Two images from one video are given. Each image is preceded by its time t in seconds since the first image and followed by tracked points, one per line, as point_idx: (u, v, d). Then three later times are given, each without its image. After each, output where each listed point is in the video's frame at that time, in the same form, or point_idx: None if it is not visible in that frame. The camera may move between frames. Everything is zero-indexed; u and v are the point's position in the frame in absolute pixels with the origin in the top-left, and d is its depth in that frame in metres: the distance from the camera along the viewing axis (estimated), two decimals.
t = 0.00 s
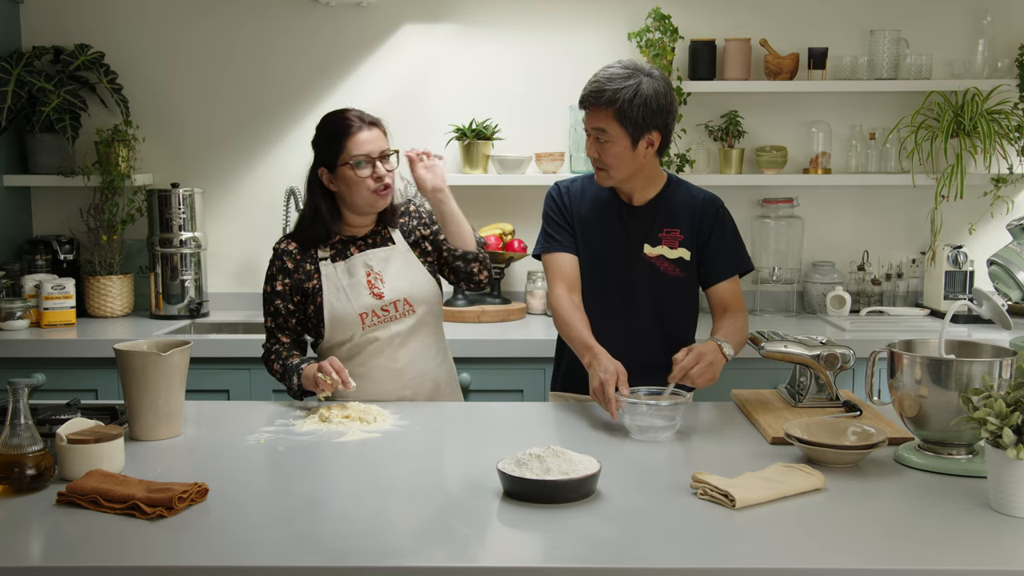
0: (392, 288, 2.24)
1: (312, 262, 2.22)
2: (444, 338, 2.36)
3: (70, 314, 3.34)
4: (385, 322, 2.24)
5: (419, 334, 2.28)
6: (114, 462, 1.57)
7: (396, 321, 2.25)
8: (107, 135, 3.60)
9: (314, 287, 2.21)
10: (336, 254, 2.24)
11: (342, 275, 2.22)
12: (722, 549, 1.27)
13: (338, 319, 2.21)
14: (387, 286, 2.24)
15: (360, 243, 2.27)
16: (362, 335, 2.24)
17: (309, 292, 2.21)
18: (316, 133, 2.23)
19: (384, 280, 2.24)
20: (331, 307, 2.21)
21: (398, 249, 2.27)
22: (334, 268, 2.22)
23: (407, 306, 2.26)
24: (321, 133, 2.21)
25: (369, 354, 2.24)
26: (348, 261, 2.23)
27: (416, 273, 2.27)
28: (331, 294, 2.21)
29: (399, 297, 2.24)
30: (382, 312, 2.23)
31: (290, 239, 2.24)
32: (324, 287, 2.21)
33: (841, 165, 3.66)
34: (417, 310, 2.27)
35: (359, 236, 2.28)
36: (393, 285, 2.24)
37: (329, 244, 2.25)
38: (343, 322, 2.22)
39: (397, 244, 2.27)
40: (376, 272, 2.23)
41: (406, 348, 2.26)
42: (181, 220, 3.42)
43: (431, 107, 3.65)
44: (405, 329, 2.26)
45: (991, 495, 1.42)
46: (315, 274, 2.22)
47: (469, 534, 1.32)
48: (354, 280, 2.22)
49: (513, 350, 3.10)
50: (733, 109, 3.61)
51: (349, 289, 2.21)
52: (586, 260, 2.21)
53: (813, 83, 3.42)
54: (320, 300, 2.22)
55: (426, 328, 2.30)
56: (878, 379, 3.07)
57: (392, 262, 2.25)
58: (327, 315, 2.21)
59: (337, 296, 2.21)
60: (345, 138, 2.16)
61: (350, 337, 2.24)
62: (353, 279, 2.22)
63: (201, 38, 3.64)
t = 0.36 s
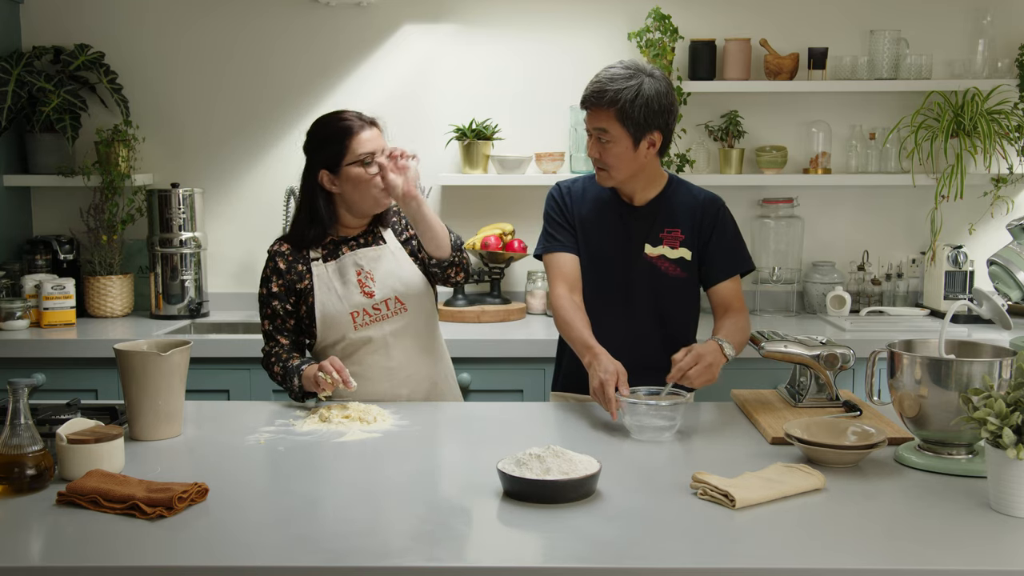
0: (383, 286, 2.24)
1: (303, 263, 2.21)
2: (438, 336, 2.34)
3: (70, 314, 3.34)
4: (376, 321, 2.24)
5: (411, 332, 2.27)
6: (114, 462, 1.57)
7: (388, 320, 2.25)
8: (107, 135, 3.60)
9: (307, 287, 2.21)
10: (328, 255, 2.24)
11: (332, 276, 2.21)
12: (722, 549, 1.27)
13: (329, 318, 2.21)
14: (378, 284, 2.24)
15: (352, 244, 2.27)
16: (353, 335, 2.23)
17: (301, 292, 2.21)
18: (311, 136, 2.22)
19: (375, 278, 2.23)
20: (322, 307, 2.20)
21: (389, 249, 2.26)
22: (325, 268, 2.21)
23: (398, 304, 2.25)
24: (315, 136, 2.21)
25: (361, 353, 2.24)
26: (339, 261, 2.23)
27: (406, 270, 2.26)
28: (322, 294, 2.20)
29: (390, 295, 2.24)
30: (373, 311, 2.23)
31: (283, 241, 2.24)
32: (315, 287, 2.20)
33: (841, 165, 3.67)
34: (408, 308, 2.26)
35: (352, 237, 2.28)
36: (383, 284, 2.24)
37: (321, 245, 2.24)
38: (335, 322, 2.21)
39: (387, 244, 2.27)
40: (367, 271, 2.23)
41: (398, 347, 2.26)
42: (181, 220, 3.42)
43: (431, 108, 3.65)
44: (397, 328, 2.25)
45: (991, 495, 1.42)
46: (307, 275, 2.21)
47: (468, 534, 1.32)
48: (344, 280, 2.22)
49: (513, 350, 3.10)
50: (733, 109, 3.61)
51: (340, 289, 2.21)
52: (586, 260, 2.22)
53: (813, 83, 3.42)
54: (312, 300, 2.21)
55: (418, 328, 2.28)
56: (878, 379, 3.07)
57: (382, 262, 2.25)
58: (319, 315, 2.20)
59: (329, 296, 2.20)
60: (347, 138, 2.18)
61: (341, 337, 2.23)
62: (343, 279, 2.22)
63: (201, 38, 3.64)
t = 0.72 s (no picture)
0: (385, 287, 2.24)
1: (301, 263, 2.21)
2: (433, 338, 2.37)
3: (70, 314, 3.34)
4: (377, 321, 2.23)
5: (410, 333, 2.29)
6: (114, 462, 1.57)
7: (388, 321, 2.25)
8: (107, 135, 3.60)
9: (304, 288, 2.20)
10: (326, 255, 2.25)
11: (333, 276, 2.21)
12: (722, 549, 1.27)
13: (329, 319, 2.20)
14: (379, 285, 2.24)
15: (350, 244, 2.29)
16: (353, 336, 2.22)
17: (298, 293, 2.20)
18: (304, 138, 2.23)
19: (376, 279, 2.24)
20: (323, 307, 2.19)
21: (388, 250, 2.28)
22: (324, 269, 2.21)
23: (399, 305, 2.25)
24: (309, 137, 2.21)
25: (361, 355, 2.24)
26: (340, 261, 2.23)
27: (406, 273, 2.28)
28: (323, 294, 2.19)
29: (391, 296, 2.24)
30: (374, 312, 2.22)
31: (279, 241, 2.22)
32: (315, 287, 2.19)
33: (841, 165, 3.67)
34: (409, 310, 2.27)
35: (349, 238, 2.30)
36: (385, 284, 2.24)
37: (319, 245, 2.25)
38: (336, 322, 2.20)
39: (387, 246, 2.29)
40: (368, 272, 2.23)
41: (397, 348, 2.26)
42: (181, 220, 3.42)
43: (431, 107, 3.65)
44: (397, 329, 2.26)
45: (991, 495, 1.42)
46: (305, 275, 2.20)
47: (468, 534, 1.32)
48: (345, 280, 2.21)
49: (513, 350, 3.10)
50: (733, 109, 3.61)
51: (341, 290, 2.20)
52: (586, 259, 2.22)
53: (813, 83, 3.42)
54: (311, 301, 2.20)
55: (415, 327, 2.31)
56: (878, 379, 3.07)
57: (383, 262, 2.26)
58: (319, 316, 2.19)
59: (329, 296, 2.19)
60: (343, 136, 2.19)
61: (341, 337, 2.22)
62: (343, 278, 2.21)
63: (201, 38, 3.64)
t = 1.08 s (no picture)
0: (388, 285, 2.24)
1: (304, 261, 2.20)
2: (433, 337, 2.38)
3: (70, 314, 3.34)
4: (380, 319, 2.24)
5: (412, 332, 2.29)
6: (114, 462, 1.57)
7: (391, 318, 2.25)
8: (107, 135, 3.60)
9: (307, 285, 2.20)
10: (330, 253, 2.24)
11: (337, 273, 2.21)
12: (722, 549, 1.27)
13: (333, 317, 2.20)
14: (382, 283, 2.24)
15: (353, 242, 2.28)
16: (357, 333, 2.22)
17: (302, 291, 2.19)
18: (311, 137, 2.22)
19: (379, 277, 2.24)
20: (327, 304, 2.19)
21: (390, 249, 2.29)
22: (329, 267, 2.21)
23: (402, 303, 2.26)
24: (318, 136, 2.20)
25: (364, 352, 2.24)
26: (344, 259, 2.23)
27: (409, 272, 2.28)
28: (327, 291, 2.20)
29: (394, 293, 2.25)
30: (378, 309, 2.23)
31: (281, 239, 2.22)
32: (319, 284, 2.20)
33: (841, 165, 3.67)
34: (411, 307, 2.28)
35: (350, 237, 2.29)
36: (388, 282, 2.24)
37: (321, 244, 2.24)
38: (339, 319, 2.20)
39: (389, 245, 2.30)
40: (371, 270, 2.24)
41: (400, 346, 2.27)
42: (181, 220, 3.42)
43: (431, 107, 3.65)
44: (400, 327, 2.26)
45: (991, 495, 1.42)
46: (308, 272, 2.20)
47: (468, 534, 1.32)
48: (350, 277, 2.22)
49: (513, 350, 3.10)
50: (733, 109, 3.61)
51: (345, 287, 2.21)
52: (586, 259, 2.21)
53: (813, 83, 3.42)
54: (315, 298, 2.20)
55: (418, 325, 2.31)
56: (878, 379, 3.07)
57: (385, 261, 2.26)
58: (323, 313, 2.20)
59: (333, 294, 2.20)
60: (354, 139, 2.18)
61: (345, 335, 2.22)
62: (348, 275, 2.22)
63: (201, 38, 3.64)
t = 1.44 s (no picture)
0: (390, 287, 2.24)
1: (306, 262, 2.19)
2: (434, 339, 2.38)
3: (70, 314, 3.34)
4: (382, 320, 2.24)
5: (413, 333, 2.30)
6: (114, 462, 1.57)
7: (393, 320, 2.26)
8: (107, 135, 3.60)
9: (310, 286, 2.18)
10: (331, 254, 2.24)
11: (338, 274, 2.21)
12: (722, 549, 1.27)
13: (335, 317, 2.20)
14: (385, 284, 2.24)
15: (355, 243, 2.29)
16: (358, 334, 2.22)
17: (303, 291, 2.18)
18: (312, 136, 2.22)
19: (382, 278, 2.24)
20: (329, 305, 2.19)
21: (392, 250, 2.29)
22: (330, 268, 2.20)
23: (404, 305, 2.26)
24: (318, 136, 2.21)
25: (365, 353, 2.24)
26: (345, 261, 2.23)
27: (412, 275, 2.28)
28: (329, 292, 2.19)
29: (397, 296, 2.25)
30: (380, 310, 2.23)
31: (282, 240, 2.20)
32: (321, 285, 2.19)
33: (841, 165, 3.67)
34: (413, 309, 2.29)
35: (351, 237, 2.29)
36: (391, 284, 2.25)
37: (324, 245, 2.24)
38: (341, 320, 2.20)
39: (391, 247, 2.30)
40: (374, 272, 2.24)
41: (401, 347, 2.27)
42: (181, 220, 3.42)
43: (431, 107, 3.65)
44: (401, 329, 2.27)
45: (991, 495, 1.42)
46: (310, 273, 2.19)
47: (468, 534, 1.32)
48: (351, 279, 2.21)
49: (513, 350, 3.10)
50: (733, 109, 3.61)
51: (347, 288, 2.20)
52: (586, 260, 2.21)
53: (813, 83, 3.42)
54: (317, 299, 2.19)
55: (420, 326, 2.32)
56: (878, 379, 3.07)
57: (388, 262, 2.26)
58: (325, 313, 2.19)
59: (334, 295, 2.19)
60: (354, 139, 2.18)
61: (346, 335, 2.22)
62: (350, 276, 2.21)
63: (202, 38, 3.64)
